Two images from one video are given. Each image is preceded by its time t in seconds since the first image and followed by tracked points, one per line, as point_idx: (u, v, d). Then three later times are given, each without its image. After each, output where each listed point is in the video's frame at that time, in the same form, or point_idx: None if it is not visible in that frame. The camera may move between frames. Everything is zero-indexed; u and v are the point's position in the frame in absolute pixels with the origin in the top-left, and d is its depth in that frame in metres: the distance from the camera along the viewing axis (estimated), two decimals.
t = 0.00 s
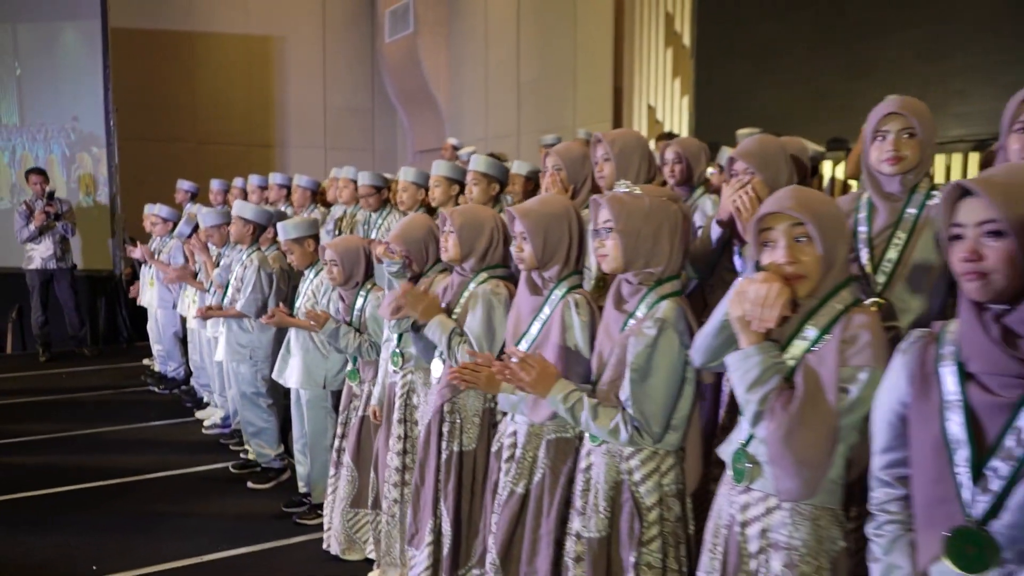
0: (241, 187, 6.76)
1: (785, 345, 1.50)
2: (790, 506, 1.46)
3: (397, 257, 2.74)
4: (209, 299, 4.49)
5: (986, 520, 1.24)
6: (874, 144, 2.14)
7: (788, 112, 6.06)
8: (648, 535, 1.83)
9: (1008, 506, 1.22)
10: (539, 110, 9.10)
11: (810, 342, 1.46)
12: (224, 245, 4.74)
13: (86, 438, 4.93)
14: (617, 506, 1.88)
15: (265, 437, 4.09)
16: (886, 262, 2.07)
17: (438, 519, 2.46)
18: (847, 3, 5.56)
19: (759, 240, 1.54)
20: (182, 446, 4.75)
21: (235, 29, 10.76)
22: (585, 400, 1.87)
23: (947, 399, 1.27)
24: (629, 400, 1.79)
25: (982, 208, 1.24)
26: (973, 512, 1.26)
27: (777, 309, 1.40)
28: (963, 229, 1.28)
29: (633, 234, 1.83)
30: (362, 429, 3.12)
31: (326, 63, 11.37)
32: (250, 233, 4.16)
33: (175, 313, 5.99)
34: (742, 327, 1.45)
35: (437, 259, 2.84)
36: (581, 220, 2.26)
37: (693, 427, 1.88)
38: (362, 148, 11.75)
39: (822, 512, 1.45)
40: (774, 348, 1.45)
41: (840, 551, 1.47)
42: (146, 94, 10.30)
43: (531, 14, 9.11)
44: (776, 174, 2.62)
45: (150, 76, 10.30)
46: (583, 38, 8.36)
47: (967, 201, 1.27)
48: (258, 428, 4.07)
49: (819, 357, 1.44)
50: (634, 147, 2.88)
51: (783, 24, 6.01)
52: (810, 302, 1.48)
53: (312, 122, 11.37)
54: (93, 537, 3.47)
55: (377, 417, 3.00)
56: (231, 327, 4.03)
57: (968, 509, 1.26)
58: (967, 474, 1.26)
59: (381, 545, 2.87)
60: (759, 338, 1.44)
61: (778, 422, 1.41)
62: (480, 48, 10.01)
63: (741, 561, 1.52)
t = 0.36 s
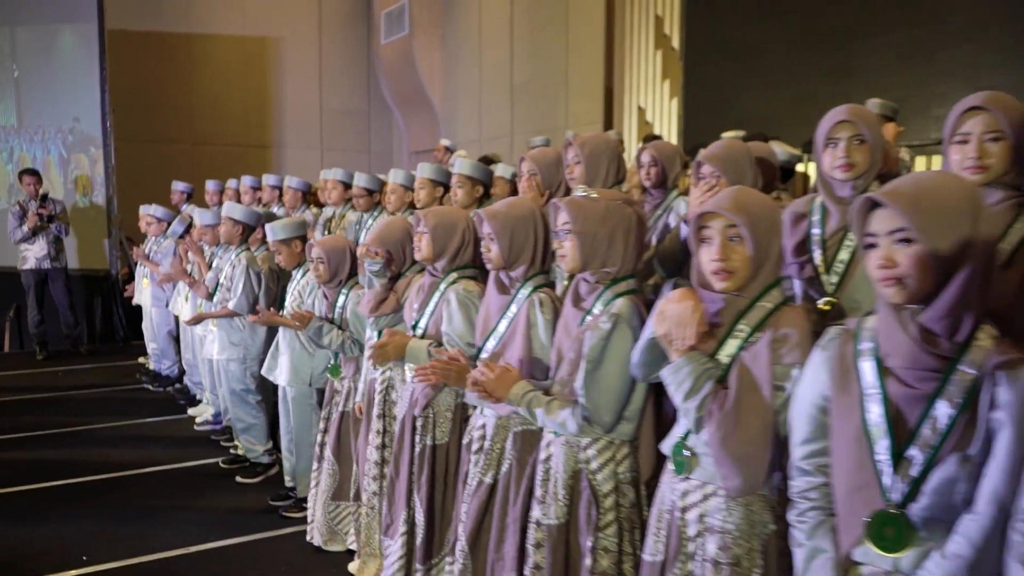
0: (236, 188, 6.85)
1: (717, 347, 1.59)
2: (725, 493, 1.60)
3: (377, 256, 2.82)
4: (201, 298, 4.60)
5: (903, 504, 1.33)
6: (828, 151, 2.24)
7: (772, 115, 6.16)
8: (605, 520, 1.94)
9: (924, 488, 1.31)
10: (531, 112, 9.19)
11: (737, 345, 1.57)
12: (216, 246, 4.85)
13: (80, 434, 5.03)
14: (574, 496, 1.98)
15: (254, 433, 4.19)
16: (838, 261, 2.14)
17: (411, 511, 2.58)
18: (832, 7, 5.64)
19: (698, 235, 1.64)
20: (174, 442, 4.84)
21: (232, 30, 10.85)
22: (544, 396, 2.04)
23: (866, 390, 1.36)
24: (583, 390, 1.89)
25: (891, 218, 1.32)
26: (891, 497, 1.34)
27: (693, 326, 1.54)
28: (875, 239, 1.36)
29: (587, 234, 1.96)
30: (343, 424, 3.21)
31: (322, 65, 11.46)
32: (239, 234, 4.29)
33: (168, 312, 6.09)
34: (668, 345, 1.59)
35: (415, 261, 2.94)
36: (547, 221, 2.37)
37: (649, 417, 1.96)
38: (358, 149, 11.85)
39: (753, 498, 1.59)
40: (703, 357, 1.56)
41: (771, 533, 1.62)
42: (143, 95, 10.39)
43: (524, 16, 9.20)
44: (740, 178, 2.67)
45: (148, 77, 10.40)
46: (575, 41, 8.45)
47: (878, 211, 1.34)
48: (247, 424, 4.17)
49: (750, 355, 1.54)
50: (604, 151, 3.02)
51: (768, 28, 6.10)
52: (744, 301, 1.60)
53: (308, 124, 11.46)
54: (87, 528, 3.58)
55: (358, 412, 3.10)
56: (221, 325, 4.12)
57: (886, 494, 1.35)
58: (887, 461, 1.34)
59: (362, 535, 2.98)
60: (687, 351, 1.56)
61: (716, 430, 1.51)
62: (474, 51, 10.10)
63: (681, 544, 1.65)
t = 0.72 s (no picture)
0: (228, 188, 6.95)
1: (656, 347, 1.73)
2: (666, 478, 1.71)
3: (352, 255, 2.95)
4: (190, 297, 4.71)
5: (826, 485, 1.37)
6: (774, 157, 2.27)
7: (754, 117, 6.26)
8: (559, 506, 2.05)
9: (845, 470, 1.35)
10: (521, 113, 9.30)
11: (660, 371, 1.71)
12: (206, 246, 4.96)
13: (71, 430, 5.13)
14: (532, 482, 2.11)
15: (240, 429, 4.30)
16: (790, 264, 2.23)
17: (384, 501, 2.69)
18: (813, 11, 5.74)
19: (635, 235, 1.75)
20: (164, 437, 4.94)
21: (227, 32, 10.94)
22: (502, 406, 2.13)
23: (789, 377, 1.40)
24: (542, 379, 1.99)
25: (811, 224, 1.39)
26: (814, 478, 1.37)
27: (615, 357, 1.69)
28: (796, 242, 1.43)
29: (538, 238, 2.08)
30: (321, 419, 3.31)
31: (317, 67, 11.56)
32: (227, 233, 4.39)
33: (160, 311, 6.19)
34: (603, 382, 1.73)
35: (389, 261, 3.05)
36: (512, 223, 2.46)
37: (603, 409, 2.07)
38: (352, 150, 11.95)
39: (690, 483, 1.69)
40: (639, 377, 1.70)
41: (706, 516, 1.72)
42: (138, 96, 10.48)
43: (515, 19, 9.30)
44: (702, 180, 2.77)
45: (143, 78, 10.49)
46: (565, 44, 8.55)
47: (797, 218, 1.42)
48: (233, 420, 4.27)
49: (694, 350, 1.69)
50: (572, 153, 3.14)
51: (751, 32, 6.20)
52: (680, 301, 1.72)
53: (302, 125, 11.56)
54: (75, 521, 3.67)
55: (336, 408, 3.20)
56: (207, 323, 4.21)
57: (809, 475, 1.38)
58: (810, 444, 1.37)
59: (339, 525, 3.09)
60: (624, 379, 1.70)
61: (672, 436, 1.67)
62: (467, 54, 10.19)
63: (623, 526, 1.75)
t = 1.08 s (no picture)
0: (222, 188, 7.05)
1: (608, 343, 1.82)
2: (619, 464, 1.81)
3: (334, 254, 3.09)
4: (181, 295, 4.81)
5: (754, 467, 1.46)
6: (727, 160, 2.44)
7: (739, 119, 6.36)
8: (523, 493, 2.16)
9: (770, 453, 1.45)
10: (514, 114, 9.40)
11: (609, 372, 1.80)
12: (199, 245, 5.07)
13: (66, 425, 5.23)
14: (498, 471, 2.22)
15: (229, 424, 4.40)
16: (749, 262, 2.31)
17: (363, 491, 2.80)
18: (797, 14, 5.84)
19: (585, 235, 1.85)
20: (157, 432, 5.05)
21: (224, 33, 11.04)
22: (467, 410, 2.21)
23: (721, 369, 1.50)
24: (507, 374, 2.08)
25: (743, 226, 1.49)
26: (743, 461, 1.47)
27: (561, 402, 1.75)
28: (729, 242, 1.51)
29: (499, 241, 2.22)
30: (306, 414, 3.41)
31: (313, 68, 11.67)
32: (218, 233, 4.48)
33: (154, 309, 6.30)
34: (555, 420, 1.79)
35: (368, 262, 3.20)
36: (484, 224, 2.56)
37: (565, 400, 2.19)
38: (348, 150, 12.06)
39: (642, 468, 1.80)
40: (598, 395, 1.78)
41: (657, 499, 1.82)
42: (136, 98, 10.58)
43: (508, 21, 9.41)
44: (669, 181, 2.88)
45: (140, 79, 10.59)
46: (556, 46, 8.65)
47: (731, 220, 1.51)
48: (222, 416, 4.37)
49: (643, 345, 1.77)
50: (549, 155, 3.24)
51: (736, 35, 6.31)
52: (629, 298, 1.81)
53: (299, 126, 11.67)
54: (69, 513, 3.78)
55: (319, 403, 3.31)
56: (199, 320, 4.32)
57: (739, 459, 1.47)
58: (739, 429, 1.46)
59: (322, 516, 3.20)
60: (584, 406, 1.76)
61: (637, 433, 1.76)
62: (461, 56, 10.29)
63: (578, 510, 1.86)
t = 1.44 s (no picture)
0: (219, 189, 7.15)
1: (574, 339, 1.90)
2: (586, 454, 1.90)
3: (320, 256, 3.20)
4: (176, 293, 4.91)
5: (696, 456, 1.55)
6: (694, 162, 2.61)
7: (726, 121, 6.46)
8: (498, 481, 2.25)
9: (712, 443, 1.53)
10: (508, 116, 9.49)
11: (575, 369, 1.88)
12: (194, 245, 5.17)
13: (64, 421, 5.33)
14: (474, 460, 2.32)
15: (222, 420, 4.50)
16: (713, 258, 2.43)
17: (349, 482, 2.90)
18: (783, 18, 5.94)
19: (552, 237, 1.95)
20: (153, 428, 5.15)
21: (223, 35, 11.14)
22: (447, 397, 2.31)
23: (670, 365, 1.59)
24: (486, 367, 2.19)
25: (691, 222, 1.55)
26: (687, 450, 1.56)
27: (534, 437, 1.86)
28: (678, 237, 1.57)
29: (475, 241, 2.32)
30: (295, 410, 3.51)
31: (310, 69, 11.77)
32: (213, 233, 4.57)
33: (151, 308, 6.40)
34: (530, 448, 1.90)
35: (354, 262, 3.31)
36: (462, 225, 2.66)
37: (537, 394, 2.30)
38: (346, 151, 12.16)
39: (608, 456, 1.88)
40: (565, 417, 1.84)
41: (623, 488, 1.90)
42: (135, 99, 10.68)
43: (502, 23, 9.50)
44: (644, 183, 2.98)
45: (140, 81, 10.69)
46: (550, 48, 8.75)
47: (681, 217, 1.57)
48: (215, 412, 4.47)
49: (608, 341, 1.85)
50: (532, 158, 3.32)
51: (724, 38, 6.40)
52: (593, 296, 1.90)
53: (296, 127, 11.77)
54: (67, 506, 3.88)
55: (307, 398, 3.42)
56: (193, 319, 4.41)
57: (683, 448, 1.56)
58: (684, 420, 1.55)
59: (309, 508, 3.30)
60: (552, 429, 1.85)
61: (600, 418, 1.83)
62: (457, 58, 10.38)
63: (548, 497, 1.95)
